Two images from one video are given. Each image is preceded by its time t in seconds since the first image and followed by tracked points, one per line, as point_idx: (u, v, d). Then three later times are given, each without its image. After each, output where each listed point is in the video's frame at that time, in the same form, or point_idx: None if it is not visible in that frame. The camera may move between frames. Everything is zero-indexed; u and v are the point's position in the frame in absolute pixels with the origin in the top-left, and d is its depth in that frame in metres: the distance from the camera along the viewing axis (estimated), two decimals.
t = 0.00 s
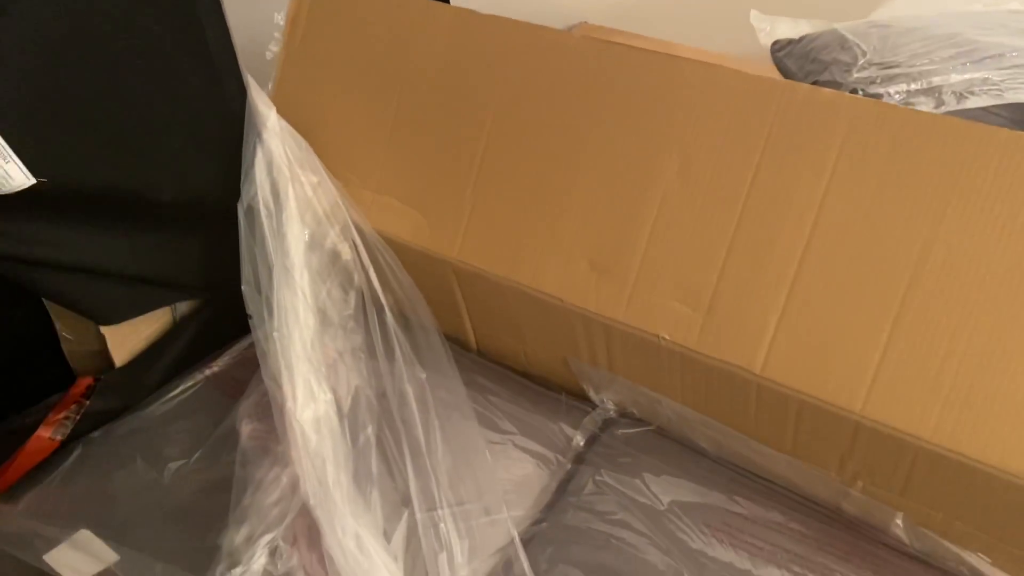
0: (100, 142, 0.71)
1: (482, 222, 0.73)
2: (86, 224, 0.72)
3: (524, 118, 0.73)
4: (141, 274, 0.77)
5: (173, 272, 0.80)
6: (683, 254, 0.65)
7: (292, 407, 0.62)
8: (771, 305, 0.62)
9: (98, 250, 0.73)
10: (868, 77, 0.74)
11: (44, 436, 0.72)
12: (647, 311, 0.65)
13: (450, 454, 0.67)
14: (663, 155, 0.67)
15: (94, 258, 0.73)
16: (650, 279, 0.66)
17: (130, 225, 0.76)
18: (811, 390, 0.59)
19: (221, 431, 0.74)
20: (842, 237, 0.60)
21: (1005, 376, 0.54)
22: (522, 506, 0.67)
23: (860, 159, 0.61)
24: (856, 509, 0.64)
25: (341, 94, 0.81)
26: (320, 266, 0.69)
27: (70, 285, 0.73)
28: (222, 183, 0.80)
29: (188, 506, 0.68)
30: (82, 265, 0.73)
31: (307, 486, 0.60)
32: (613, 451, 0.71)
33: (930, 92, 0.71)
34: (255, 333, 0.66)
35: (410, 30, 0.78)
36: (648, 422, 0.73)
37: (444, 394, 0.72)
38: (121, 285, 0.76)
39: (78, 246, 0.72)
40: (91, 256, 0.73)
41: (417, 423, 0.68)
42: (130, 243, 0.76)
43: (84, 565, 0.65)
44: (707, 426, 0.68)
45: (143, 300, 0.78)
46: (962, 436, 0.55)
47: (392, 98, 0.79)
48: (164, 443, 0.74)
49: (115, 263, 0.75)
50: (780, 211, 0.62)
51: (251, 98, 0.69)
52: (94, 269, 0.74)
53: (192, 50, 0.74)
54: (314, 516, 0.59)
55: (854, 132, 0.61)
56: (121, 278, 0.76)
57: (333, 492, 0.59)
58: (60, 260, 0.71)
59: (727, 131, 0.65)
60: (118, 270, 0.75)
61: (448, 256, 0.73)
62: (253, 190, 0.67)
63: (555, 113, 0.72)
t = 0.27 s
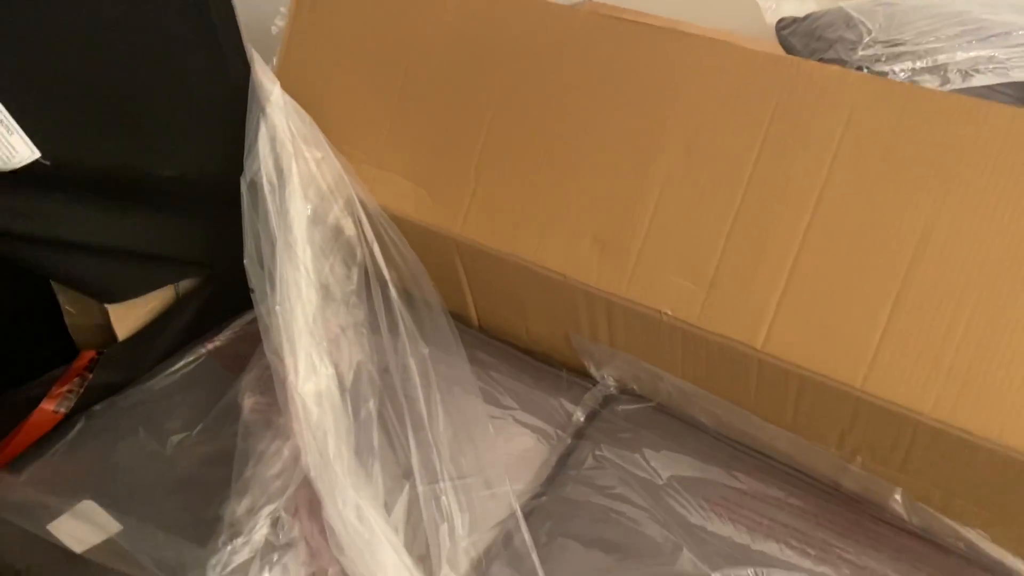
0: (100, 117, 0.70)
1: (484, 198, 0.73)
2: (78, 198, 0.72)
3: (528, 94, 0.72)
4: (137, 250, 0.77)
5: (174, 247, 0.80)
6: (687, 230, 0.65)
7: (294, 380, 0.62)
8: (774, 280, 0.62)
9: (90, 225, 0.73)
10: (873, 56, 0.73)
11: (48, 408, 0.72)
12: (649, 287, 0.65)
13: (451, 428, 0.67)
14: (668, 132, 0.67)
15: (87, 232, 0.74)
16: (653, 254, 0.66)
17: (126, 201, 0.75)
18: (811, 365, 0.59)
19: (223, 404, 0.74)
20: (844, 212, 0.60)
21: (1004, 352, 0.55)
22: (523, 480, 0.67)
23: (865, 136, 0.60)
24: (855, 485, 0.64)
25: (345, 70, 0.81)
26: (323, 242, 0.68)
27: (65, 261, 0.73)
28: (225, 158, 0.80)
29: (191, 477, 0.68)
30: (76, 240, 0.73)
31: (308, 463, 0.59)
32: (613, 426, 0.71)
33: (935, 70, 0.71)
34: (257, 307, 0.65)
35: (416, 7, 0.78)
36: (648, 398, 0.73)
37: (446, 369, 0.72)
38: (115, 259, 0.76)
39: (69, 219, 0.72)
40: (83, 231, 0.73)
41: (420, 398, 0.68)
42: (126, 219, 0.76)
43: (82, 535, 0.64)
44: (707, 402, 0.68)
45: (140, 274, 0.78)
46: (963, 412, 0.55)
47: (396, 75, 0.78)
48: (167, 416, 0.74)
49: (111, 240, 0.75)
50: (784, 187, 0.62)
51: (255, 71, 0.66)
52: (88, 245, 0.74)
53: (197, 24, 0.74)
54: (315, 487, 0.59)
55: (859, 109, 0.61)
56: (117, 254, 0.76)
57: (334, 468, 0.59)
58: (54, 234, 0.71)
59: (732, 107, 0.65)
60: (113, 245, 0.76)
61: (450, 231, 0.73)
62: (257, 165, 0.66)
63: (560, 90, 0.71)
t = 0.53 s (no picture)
0: (97, 78, 0.69)
1: (485, 162, 0.72)
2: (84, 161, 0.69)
3: (529, 57, 0.72)
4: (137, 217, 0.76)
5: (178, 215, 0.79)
6: (688, 194, 0.65)
7: (292, 342, 0.61)
8: (775, 244, 0.61)
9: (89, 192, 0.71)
10: (879, 21, 0.72)
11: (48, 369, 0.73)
12: (649, 252, 0.65)
13: (450, 390, 0.68)
14: (669, 95, 0.66)
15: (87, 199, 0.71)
16: (654, 218, 0.65)
17: (131, 166, 0.73)
18: (810, 329, 0.59)
19: (223, 367, 0.74)
20: (845, 175, 0.60)
21: (1002, 315, 0.55)
22: (522, 443, 0.68)
23: (868, 98, 0.60)
24: (853, 450, 0.64)
25: (345, 35, 0.80)
26: (321, 206, 0.67)
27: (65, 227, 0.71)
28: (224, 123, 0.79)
29: (192, 438, 0.69)
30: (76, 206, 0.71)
31: (311, 428, 0.58)
32: (611, 391, 0.71)
33: (941, 35, 0.71)
34: (257, 269, 0.64)
35: None
36: (648, 364, 0.73)
37: (445, 333, 0.72)
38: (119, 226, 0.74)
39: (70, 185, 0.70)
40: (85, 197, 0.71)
41: (419, 362, 0.68)
42: (130, 185, 0.74)
43: (83, 493, 0.65)
44: (706, 367, 0.68)
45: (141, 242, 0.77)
46: (962, 375, 0.55)
47: (396, 38, 0.78)
48: (167, 379, 0.75)
49: (114, 206, 0.73)
50: (788, 150, 0.62)
51: (252, 31, 0.65)
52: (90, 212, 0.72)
53: None
54: (314, 448, 0.58)
55: (864, 72, 0.60)
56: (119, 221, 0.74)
57: (336, 431, 0.58)
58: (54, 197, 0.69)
59: (734, 69, 0.64)
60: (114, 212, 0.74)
61: (450, 196, 0.73)
62: (254, 127, 0.64)
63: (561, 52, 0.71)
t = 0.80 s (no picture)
0: (97, 43, 0.68)
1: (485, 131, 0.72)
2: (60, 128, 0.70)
3: (530, 23, 0.71)
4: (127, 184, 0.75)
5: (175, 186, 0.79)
6: (690, 162, 0.64)
7: (292, 310, 0.60)
8: (776, 211, 0.61)
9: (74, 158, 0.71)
10: None
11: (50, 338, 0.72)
12: (650, 220, 0.65)
13: (451, 358, 0.68)
14: (672, 60, 0.66)
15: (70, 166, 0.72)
16: (653, 188, 0.65)
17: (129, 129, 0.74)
18: (810, 296, 0.59)
19: (224, 335, 0.74)
20: (848, 142, 0.59)
21: (1007, 283, 0.54)
22: (523, 411, 0.68)
23: (872, 63, 0.59)
24: (852, 418, 0.65)
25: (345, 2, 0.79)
26: (320, 175, 0.66)
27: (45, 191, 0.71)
28: (223, 91, 0.79)
29: (193, 405, 0.69)
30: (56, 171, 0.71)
31: (312, 393, 0.58)
32: (612, 358, 0.71)
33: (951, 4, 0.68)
34: (257, 238, 0.64)
35: None
36: (649, 333, 0.73)
37: (445, 303, 0.72)
38: (105, 195, 0.74)
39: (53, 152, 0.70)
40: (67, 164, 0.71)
41: (422, 331, 0.68)
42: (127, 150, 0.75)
43: (85, 458, 0.65)
44: (706, 336, 0.69)
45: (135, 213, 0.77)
46: (962, 342, 0.55)
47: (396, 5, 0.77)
48: (168, 347, 0.75)
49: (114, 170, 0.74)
50: (792, 117, 0.61)
51: None
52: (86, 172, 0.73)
53: None
54: (315, 415, 0.58)
55: (869, 37, 0.60)
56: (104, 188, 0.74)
57: (337, 395, 0.58)
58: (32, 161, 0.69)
59: (738, 34, 0.64)
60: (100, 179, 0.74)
61: (450, 164, 0.73)
62: (253, 95, 0.62)
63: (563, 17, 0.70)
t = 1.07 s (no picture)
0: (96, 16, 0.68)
1: (490, 106, 0.71)
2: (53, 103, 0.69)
3: None
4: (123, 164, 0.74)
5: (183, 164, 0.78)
6: (698, 136, 0.64)
7: (299, 285, 0.60)
8: (784, 186, 0.61)
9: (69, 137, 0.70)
10: None
11: (55, 314, 0.71)
12: (657, 195, 0.65)
13: (458, 334, 0.68)
14: (680, 31, 0.64)
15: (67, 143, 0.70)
16: (660, 162, 0.65)
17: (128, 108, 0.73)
18: (815, 270, 0.59)
19: (228, 311, 0.74)
20: (858, 115, 0.59)
21: (1015, 255, 0.54)
22: (529, 385, 0.68)
23: (883, 33, 0.58)
24: (857, 393, 0.65)
25: None
26: (328, 151, 0.65)
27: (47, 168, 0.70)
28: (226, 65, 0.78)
29: (198, 379, 0.69)
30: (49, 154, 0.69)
31: (317, 364, 0.58)
32: (617, 334, 0.72)
33: None
34: (264, 213, 0.63)
35: None
36: (654, 309, 0.73)
37: (451, 279, 0.73)
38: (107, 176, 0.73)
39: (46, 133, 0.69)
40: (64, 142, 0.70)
41: (429, 307, 0.68)
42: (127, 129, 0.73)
43: (92, 433, 0.66)
44: (711, 311, 0.68)
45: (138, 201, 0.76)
46: (967, 315, 0.55)
47: None
48: (172, 322, 0.75)
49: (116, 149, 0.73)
50: (801, 90, 0.61)
51: None
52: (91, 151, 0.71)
53: None
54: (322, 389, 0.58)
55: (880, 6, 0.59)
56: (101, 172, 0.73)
57: (342, 366, 0.58)
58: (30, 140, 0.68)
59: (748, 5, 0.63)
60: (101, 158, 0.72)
61: (456, 140, 0.72)
62: (259, 68, 0.61)
63: None
